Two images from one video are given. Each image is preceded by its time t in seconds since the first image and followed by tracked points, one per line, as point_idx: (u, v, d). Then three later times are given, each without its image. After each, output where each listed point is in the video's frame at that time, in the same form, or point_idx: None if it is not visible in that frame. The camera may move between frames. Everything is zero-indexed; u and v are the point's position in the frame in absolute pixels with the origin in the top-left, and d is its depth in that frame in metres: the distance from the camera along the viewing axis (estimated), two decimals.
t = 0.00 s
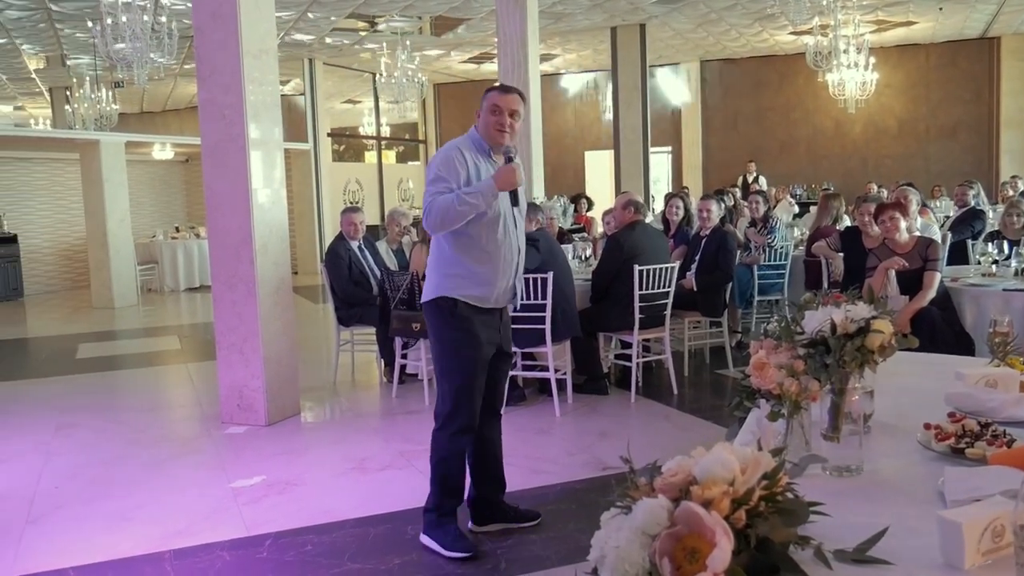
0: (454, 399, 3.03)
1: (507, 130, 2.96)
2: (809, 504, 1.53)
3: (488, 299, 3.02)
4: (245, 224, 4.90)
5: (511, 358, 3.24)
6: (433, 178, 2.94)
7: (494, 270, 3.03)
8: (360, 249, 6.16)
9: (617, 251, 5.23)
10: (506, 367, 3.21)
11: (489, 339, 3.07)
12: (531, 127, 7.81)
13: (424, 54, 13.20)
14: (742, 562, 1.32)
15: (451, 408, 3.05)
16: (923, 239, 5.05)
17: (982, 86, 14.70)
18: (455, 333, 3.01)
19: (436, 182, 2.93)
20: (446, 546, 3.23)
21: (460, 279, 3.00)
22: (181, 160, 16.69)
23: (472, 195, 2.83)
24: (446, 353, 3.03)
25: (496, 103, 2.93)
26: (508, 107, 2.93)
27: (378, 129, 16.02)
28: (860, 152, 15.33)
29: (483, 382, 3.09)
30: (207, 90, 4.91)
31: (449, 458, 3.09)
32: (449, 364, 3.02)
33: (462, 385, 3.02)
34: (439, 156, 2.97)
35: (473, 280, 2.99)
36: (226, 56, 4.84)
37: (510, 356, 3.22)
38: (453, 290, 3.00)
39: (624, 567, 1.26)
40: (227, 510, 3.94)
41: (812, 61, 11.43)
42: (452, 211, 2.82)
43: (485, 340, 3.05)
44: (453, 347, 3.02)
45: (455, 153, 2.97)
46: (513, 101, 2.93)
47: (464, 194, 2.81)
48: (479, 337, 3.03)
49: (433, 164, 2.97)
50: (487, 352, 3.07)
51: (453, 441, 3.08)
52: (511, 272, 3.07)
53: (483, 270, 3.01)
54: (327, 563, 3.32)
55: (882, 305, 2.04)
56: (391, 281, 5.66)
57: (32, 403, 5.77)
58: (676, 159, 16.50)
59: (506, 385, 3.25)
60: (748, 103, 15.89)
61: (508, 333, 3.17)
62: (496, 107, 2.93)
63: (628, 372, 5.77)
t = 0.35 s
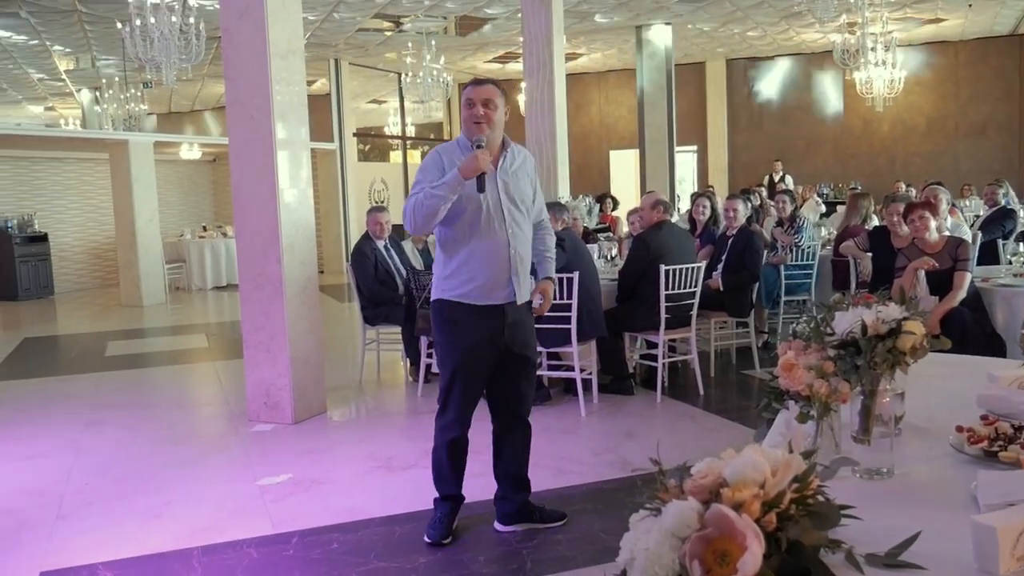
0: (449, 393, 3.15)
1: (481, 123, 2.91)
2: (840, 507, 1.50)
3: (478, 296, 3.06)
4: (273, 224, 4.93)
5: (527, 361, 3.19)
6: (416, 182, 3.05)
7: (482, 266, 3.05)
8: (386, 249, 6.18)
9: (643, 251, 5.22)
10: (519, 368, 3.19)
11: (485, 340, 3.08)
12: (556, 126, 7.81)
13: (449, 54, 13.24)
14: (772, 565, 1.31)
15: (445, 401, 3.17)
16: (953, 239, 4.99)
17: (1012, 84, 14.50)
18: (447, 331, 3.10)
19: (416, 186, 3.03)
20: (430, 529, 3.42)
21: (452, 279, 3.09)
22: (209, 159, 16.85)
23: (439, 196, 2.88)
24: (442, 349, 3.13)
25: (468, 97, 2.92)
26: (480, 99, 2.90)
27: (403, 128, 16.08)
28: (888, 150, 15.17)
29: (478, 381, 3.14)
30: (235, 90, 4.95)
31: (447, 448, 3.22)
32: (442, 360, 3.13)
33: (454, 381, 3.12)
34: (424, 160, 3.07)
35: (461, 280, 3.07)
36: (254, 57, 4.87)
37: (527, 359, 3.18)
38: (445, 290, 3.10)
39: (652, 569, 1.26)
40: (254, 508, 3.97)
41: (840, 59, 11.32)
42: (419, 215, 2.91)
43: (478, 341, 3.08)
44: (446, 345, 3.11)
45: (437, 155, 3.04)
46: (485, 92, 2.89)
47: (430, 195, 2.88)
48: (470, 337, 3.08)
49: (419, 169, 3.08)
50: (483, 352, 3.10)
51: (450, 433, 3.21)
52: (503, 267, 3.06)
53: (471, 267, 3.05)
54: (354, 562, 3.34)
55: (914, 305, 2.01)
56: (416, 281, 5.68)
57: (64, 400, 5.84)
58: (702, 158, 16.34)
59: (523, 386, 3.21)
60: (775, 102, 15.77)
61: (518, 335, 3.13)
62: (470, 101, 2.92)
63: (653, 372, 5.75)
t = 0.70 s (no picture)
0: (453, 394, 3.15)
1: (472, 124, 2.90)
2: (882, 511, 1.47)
3: (471, 298, 3.01)
4: (307, 223, 4.97)
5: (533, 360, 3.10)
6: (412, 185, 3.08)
7: (471, 267, 3.01)
8: (419, 248, 6.21)
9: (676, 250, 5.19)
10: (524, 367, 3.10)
11: (481, 341, 3.04)
12: (588, 126, 7.79)
13: (481, 54, 13.26)
14: (813, 569, 1.29)
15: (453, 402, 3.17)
16: (994, 239, 4.90)
17: None
18: (446, 333, 3.09)
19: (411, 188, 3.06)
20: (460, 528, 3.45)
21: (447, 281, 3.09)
22: (244, 159, 17.03)
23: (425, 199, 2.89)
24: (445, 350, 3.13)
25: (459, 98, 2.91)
26: (472, 99, 2.89)
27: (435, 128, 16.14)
28: (925, 149, 14.94)
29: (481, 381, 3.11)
30: (270, 91, 4.99)
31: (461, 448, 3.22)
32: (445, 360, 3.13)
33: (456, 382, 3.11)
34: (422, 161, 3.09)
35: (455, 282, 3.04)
36: (289, 58, 4.91)
37: (531, 360, 3.08)
38: (442, 292, 3.10)
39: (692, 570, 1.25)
40: (289, 505, 4.01)
41: (877, 57, 11.17)
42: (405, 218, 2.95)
43: (473, 341, 3.04)
44: (446, 346, 3.11)
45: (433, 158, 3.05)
46: (476, 92, 2.87)
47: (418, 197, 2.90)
48: (465, 337, 3.05)
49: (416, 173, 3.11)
50: (481, 351, 3.06)
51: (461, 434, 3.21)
52: (496, 268, 3.00)
53: (461, 269, 3.02)
54: (387, 559, 3.36)
55: (957, 306, 1.97)
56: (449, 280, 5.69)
57: (104, 396, 5.94)
58: (734, 158, 16.28)
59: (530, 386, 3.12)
60: (810, 100, 15.61)
61: (517, 336, 3.06)
62: (463, 101, 2.91)
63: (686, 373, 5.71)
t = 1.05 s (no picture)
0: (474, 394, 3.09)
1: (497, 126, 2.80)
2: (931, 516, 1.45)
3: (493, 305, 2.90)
4: (344, 222, 5.01)
5: (545, 368, 2.93)
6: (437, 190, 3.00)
7: (493, 274, 2.90)
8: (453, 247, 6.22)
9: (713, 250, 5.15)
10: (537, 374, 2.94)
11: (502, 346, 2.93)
12: (623, 124, 7.76)
13: (515, 53, 13.26)
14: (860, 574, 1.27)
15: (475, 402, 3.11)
16: None
17: None
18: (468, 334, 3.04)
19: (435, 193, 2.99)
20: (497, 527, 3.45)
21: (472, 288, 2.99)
22: (280, 159, 17.20)
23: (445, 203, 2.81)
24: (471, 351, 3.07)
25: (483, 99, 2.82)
26: (496, 101, 2.80)
27: (469, 127, 16.17)
28: (967, 146, 14.69)
29: (495, 386, 3.01)
30: (308, 91, 5.03)
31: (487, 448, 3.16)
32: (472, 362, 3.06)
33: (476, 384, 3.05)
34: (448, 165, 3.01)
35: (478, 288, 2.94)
36: (325, 59, 4.95)
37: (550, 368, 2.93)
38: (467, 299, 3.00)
39: None
40: (326, 502, 4.04)
41: (917, 53, 11.00)
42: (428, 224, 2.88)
43: (486, 344, 2.95)
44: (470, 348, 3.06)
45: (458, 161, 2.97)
46: (500, 93, 2.78)
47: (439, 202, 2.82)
48: (480, 340, 2.97)
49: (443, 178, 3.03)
50: (492, 354, 2.96)
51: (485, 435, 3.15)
52: (518, 275, 2.87)
53: (483, 275, 2.91)
54: (424, 558, 3.37)
55: (1006, 305, 1.92)
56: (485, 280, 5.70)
57: (147, 393, 6.03)
58: (771, 156, 16.13)
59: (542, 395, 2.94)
60: (847, 97, 15.42)
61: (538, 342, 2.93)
62: (488, 103, 2.81)
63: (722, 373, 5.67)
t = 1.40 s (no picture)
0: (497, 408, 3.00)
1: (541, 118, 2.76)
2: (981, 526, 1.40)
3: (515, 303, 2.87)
4: (377, 220, 5.02)
5: (585, 379, 2.90)
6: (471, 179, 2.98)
7: (520, 271, 2.86)
8: (484, 245, 6.21)
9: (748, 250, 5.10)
10: (575, 385, 2.91)
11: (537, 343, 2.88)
12: (656, 122, 7.72)
13: (547, 51, 13.24)
14: None
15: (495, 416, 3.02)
16: None
17: None
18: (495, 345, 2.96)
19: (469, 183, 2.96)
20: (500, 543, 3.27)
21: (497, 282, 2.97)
22: (312, 158, 17.32)
23: (480, 195, 2.80)
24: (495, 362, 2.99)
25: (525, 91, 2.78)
26: (541, 92, 2.76)
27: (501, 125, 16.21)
28: (1007, 145, 14.44)
29: (527, 398, 2.95)
30: (342, 90, 5.06)
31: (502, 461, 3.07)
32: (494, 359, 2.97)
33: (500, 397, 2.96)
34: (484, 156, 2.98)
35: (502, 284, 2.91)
36: (360, 58, 4.97)
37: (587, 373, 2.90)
38: (492, 293, 2.97)
39: None
40: (359, 499, 4.06)
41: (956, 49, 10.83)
42: (458, 214, 2.86)
43: (521, 356, 2.89)
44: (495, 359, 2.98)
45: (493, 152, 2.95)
46: (546, 85, 2.74)
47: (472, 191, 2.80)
48: (512, 351, 2.90)
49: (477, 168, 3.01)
50: (527, 366, 2.90)
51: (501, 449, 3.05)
52: (542, 274, 2.83)
53: (509, 272, 2.89)
54: (457, 555, 3.38)
55: None
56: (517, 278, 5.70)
57: (184, 389, 6.10)
58: (805, 154, 16.00)
59: (582, 406, 2.93)
60: (884, 94, 15.24)
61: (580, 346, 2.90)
62: (531, 93, 2.77)
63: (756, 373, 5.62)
